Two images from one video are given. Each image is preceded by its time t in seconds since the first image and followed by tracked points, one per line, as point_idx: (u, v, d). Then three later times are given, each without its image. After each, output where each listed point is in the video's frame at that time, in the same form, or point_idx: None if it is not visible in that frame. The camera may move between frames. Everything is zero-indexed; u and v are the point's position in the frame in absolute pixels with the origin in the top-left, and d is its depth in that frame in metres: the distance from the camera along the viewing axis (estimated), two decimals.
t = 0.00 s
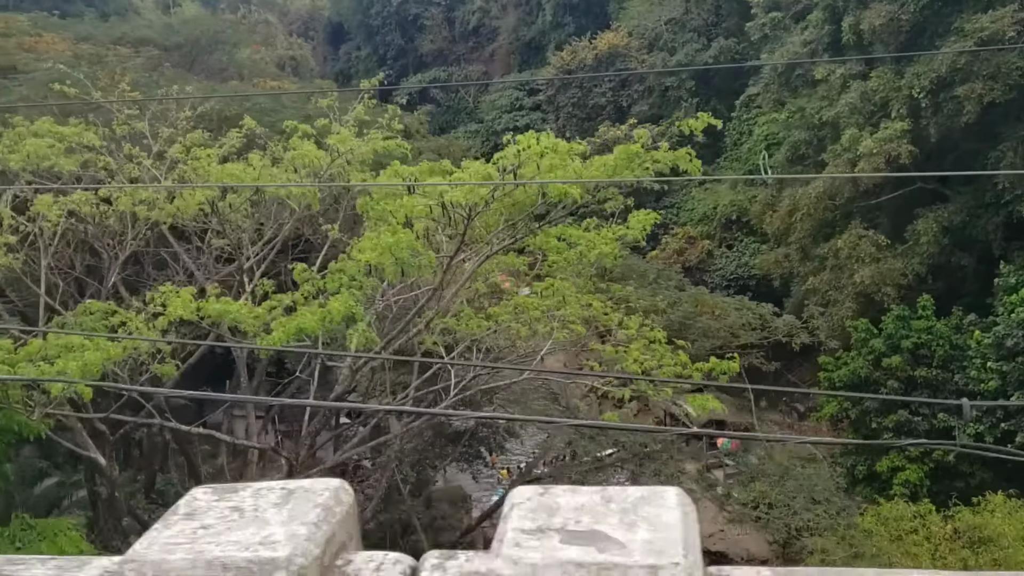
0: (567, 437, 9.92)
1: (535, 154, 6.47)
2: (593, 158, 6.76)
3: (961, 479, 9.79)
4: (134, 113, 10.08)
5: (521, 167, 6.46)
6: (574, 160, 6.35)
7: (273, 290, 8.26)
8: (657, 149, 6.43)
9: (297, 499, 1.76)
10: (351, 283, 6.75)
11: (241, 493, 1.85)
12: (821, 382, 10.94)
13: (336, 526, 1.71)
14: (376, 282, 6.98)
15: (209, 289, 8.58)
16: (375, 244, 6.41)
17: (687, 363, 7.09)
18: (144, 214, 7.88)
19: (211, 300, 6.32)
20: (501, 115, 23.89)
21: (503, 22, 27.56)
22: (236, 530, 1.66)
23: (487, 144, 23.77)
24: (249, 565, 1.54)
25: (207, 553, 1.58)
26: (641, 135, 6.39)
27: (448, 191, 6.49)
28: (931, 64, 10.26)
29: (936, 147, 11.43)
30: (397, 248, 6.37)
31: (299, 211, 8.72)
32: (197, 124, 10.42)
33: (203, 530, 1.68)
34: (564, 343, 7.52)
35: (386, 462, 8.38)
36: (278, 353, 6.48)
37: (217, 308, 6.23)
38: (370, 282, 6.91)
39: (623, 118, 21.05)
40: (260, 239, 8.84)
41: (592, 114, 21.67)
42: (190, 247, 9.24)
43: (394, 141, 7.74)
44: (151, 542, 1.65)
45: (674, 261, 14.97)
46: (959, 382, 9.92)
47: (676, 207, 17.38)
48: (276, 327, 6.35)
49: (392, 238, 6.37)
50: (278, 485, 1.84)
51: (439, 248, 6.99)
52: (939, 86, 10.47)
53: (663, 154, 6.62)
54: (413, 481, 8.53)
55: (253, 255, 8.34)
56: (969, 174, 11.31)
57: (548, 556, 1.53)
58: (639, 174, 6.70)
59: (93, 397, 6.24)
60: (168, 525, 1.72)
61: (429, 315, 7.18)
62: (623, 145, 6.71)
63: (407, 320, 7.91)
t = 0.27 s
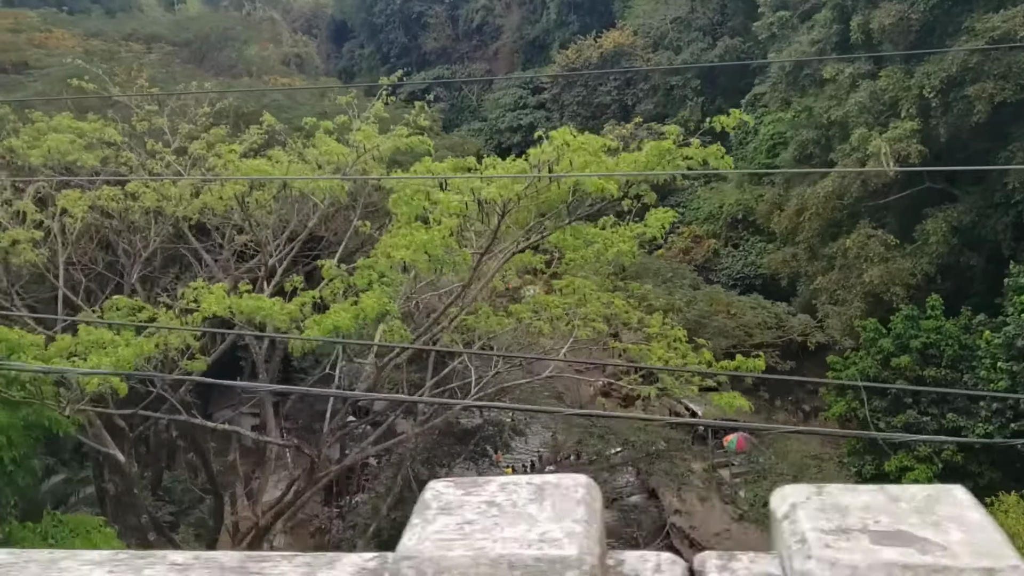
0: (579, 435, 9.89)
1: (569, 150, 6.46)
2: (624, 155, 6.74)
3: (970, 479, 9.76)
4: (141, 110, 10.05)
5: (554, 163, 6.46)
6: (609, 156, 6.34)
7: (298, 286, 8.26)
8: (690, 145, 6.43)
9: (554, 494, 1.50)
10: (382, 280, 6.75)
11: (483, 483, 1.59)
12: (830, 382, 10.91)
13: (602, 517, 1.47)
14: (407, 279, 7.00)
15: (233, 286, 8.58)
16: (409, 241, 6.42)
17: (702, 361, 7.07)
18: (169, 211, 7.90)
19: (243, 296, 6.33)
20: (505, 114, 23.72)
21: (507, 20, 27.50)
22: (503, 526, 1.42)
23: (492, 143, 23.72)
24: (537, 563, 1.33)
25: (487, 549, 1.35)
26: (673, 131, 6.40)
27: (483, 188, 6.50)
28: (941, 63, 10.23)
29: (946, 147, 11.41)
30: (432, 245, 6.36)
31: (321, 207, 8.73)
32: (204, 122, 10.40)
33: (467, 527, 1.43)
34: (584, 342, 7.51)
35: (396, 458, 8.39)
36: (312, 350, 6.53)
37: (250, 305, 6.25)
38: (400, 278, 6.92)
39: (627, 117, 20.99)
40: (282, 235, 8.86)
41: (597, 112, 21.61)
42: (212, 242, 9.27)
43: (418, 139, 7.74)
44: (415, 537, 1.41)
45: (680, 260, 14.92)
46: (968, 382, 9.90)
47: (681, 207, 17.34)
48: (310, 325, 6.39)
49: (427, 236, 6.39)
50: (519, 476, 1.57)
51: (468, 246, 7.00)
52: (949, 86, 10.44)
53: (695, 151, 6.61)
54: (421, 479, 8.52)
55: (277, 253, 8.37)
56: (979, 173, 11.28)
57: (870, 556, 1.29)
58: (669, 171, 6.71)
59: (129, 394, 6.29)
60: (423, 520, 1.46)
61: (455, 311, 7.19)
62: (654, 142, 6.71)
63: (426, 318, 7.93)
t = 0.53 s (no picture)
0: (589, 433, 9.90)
1: (604, 146, 6.53)
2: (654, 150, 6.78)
3: (978, 478, 9.74)
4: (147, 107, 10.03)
5: (588, 159, 6.53)
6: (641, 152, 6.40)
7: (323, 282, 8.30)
8: (720, 141, 6.51)
9: (835, 493, 1.34)
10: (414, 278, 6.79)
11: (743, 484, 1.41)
12: (837, 382, 10.89)
13: (900, 523, 1.31)
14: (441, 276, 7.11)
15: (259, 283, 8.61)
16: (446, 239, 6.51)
17: (713, 360, 7.05)
18: (193, 208, 7.93)
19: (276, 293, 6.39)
20: (508, 112, 23.70)
21: (509, 19, 27.43)
22: (802, 528, 1.26)
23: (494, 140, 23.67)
24: (861, 568, 1.20)
25: (801, 552, 1.21)
26: (704, 127, 6.46)
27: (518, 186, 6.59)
28: (950, 62, 10.23)
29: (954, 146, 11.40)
30: (466, 241, 6.44)
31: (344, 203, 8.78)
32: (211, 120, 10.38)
33: (762, 529, 1.26)
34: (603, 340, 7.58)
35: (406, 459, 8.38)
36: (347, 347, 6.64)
37: (283, 303, 6.30)
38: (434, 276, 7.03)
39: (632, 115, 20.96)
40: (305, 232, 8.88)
41: (600, 111, 21.57)
42: (232, 239, 9.32)
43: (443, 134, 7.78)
44: (709, 537, 1.25)
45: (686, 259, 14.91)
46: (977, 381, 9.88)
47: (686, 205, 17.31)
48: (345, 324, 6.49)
49: (463, 234, 6.49)
50: (788, 476, 1.40)
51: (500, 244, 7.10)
52: (958, 85, 10.43)
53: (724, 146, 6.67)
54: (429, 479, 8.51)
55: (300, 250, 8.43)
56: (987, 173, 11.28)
57: None
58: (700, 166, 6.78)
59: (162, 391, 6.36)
60: (710, 520, 1.29)
61: (483, 309, 7.28)
62: (684, 138, 6.79)
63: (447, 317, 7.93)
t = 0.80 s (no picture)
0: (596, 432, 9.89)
1: (640, 143, 6.59)
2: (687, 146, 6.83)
3: (985, 476, 9.75)
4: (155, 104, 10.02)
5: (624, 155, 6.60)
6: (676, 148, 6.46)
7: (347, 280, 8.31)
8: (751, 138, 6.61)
9: None
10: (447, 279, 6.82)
11: None
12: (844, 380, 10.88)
13: None
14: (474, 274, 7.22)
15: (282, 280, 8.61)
16: (482, 237, 6.62)
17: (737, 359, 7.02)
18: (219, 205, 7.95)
19: (309, 292, 6.47)
20: (510, 111, 23.66)
21: (511, 17, 27.37)
22: None
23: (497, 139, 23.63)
24: None
25: None
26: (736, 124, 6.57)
27: (552, 183, 6.70)
28: (958, 61, 10.25)
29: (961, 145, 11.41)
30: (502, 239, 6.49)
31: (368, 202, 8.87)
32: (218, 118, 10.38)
33: None
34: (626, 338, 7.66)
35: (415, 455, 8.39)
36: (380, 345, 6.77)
37: (317, 302, 6.38)
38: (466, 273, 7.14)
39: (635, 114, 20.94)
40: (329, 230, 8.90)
41: (603, 109, 21.54)
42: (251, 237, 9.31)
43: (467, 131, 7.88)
44: None
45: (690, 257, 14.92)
46: (984, 380, 9.87)
47: (690, 204, 17.30)
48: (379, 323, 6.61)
49: (499, 232, 6.54)
50: None
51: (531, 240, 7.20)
52: (965, 84, 10.45)
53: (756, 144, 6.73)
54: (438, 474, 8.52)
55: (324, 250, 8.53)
56: (994, 172, 11.30)
57: None
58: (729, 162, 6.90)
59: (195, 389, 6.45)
60: None
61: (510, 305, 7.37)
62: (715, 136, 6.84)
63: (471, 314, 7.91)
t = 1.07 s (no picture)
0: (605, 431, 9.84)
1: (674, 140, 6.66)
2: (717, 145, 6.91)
3: (995, 476, 9.72)
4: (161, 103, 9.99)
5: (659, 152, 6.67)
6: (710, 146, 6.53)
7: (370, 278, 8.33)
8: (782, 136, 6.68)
9: None
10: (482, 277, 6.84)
11: None
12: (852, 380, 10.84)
13: None
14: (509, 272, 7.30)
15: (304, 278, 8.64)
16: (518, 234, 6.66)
17: (759, 356, 6.98)
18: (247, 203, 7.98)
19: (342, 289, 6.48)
20: (513, 110, 23.61)
21: (514, 16, 27.32)
22: None
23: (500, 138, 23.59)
24: None
25: None
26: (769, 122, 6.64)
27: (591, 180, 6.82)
28: (967, 60, 10.23)
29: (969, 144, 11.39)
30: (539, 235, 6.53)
31: (391, 202, 8.97)
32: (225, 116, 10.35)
33: None
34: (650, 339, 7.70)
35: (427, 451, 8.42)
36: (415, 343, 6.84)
37: (351, 300, 6.39)
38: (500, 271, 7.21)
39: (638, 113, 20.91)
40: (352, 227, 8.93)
41: (607, 109, 21.51)
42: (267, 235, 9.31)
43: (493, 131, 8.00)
44: None
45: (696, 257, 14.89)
46: (993, 380, 9.85)
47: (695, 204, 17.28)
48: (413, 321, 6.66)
49: (536, 229, 6.59)
50: None
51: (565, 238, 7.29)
52: (974, 84, 10.43)
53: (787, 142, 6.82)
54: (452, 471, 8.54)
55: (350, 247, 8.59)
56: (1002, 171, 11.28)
57: None
58: (760, 163, 7.06)
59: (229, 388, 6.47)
60: None
61: (537, 304, 7.43)
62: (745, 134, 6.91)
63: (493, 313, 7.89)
